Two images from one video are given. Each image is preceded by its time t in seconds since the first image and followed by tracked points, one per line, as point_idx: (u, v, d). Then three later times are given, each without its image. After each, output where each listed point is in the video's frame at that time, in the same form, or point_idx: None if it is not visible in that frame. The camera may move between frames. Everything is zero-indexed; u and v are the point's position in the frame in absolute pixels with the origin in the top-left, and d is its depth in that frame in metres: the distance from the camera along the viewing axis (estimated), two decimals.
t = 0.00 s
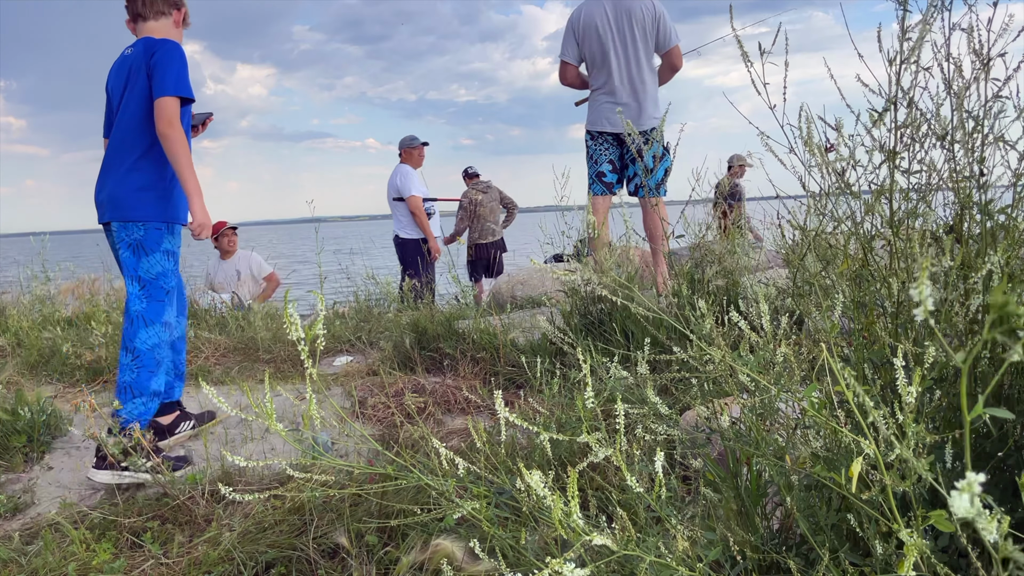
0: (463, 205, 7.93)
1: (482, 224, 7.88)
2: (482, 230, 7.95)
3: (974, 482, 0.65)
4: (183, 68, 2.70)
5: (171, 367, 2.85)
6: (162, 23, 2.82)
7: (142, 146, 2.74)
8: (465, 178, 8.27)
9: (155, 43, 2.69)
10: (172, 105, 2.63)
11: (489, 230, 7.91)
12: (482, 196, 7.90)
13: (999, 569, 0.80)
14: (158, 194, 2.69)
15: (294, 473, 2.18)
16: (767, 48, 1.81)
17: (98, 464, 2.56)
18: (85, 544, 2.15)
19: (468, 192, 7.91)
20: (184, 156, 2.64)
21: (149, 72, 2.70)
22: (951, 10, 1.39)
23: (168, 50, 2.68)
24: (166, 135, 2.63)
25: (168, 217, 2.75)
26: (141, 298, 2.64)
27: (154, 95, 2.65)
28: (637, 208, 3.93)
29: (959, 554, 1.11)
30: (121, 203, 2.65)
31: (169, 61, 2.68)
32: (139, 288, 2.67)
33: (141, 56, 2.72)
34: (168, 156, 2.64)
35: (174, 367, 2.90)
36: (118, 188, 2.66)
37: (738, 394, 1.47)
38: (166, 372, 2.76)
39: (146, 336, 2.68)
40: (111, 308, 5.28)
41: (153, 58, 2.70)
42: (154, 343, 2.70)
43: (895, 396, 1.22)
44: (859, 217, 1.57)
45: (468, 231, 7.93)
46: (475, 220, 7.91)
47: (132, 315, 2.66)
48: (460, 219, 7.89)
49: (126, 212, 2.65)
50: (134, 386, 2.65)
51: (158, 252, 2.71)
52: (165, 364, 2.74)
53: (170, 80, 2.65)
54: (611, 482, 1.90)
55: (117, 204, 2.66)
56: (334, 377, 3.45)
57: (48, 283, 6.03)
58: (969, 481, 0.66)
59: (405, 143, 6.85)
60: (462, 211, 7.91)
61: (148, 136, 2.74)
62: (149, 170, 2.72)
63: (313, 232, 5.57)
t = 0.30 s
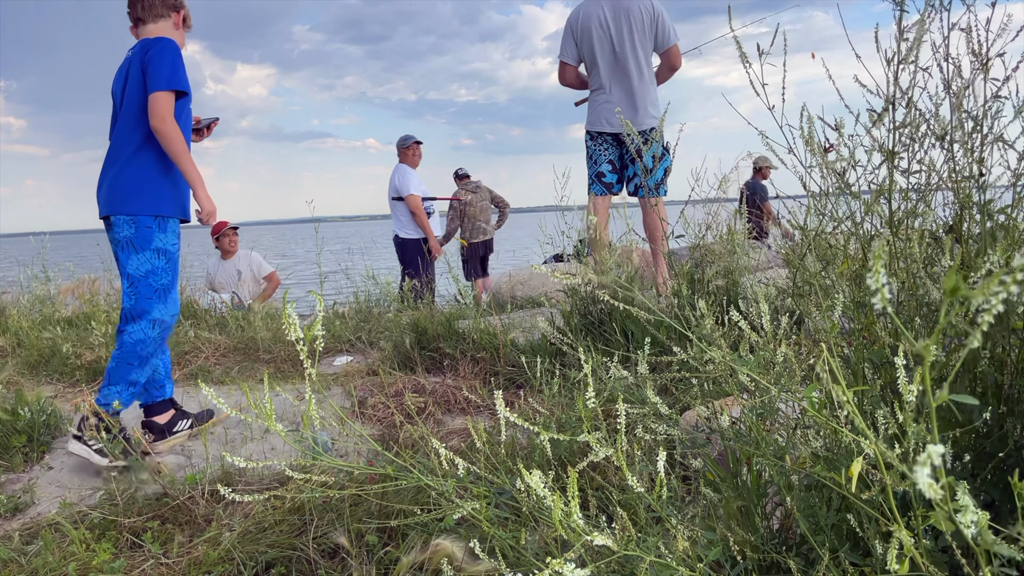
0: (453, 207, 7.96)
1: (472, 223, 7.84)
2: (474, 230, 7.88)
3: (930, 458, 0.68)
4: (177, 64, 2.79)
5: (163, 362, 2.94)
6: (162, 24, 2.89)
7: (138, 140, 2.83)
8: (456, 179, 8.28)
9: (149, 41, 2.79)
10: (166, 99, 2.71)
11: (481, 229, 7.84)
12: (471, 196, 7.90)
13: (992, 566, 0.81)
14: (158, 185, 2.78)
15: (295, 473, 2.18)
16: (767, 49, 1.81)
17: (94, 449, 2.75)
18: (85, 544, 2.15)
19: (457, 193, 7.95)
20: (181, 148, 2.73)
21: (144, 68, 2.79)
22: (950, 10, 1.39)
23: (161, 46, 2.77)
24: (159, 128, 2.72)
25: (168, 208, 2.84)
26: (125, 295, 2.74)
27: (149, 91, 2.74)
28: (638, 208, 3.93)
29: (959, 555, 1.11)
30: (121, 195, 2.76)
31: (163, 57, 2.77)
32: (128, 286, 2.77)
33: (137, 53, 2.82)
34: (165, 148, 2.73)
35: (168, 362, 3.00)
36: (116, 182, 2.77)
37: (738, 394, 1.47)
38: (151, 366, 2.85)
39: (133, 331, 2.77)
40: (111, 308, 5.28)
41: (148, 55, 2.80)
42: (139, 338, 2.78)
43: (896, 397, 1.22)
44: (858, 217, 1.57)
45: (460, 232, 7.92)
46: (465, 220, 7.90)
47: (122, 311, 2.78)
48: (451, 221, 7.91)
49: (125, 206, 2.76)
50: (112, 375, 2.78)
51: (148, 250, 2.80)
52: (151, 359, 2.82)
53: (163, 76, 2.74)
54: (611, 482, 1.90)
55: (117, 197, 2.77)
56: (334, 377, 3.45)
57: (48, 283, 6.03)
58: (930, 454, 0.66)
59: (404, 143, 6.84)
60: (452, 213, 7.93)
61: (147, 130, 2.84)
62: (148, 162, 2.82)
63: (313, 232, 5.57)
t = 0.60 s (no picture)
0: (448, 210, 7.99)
1: (466, 224, 7.84)
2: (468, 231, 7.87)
3: (935, 474, 0.68)
4: (175, 63, 2.79)
5: (161, 362, 2.96)
6: (165, 26, 2.90)
7: (140, 140, 2.84)
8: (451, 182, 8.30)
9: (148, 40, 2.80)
10: (163, 97, 2.71)
11: (475, 230, 7.83)
12: (466, 198, 7.91)
13: (993, 568, 0.81)
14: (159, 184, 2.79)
15: (295, 473, 2.18)
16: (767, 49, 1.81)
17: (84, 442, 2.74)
18: (85, 544, 2.15)
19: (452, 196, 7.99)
20: (175, 146, 2.71)
21: (143, 68, 2.80)
22: (951, 11, 1.39)
23: (160, 45, 2.78)
24: (156, 126, 2.71)
25: (167, 208, 2.84)
26: (122, 296, 2.74)
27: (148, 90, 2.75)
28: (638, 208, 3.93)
29: (959, 555, 1.11)
30: (121, 196, 2.78)
31: (161, 56, 2.77)
32: (126, 286, 2.78)
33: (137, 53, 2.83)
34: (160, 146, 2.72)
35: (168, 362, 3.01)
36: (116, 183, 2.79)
37: (738, 394, 1.47)
38: (146, 365, 2.85)
39: (129, 330, 2.78)
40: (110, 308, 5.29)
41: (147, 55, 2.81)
42: (134, 338, 2.78)
43: (896, 397, 1.22)
44: (858, 217, 1.57)
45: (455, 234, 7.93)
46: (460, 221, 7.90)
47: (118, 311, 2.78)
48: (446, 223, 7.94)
49: (124, 207, 2.78)
50: (104, 372, 2.77)
51: (146, 251, 2.81)
52: (144, 358, 2.82)
53: (160, 74, 2.74)
54: (611, 481, 1.90)
55: (118, 197, 2.79)
56: (334, 377, 3.45)
57: (48, 283, 6.03)
58: (932, 472, 0.68)
59: (404, 143, 6.82)
60: (448, 215, 7.96)
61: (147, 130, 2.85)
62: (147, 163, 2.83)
63: (313, 232, 5.57)
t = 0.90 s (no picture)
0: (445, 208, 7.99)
1: (463, 223, 7.85)
2: (464, 231, 7.89)
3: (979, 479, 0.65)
4: (174, 60, 2.78)
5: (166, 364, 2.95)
6: (171, 25, 2.91)
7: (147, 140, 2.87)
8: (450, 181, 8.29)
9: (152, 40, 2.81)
10: (158, 94, 2.70)
11: (472, 230, 7.84)
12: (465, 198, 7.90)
13: (999, 569, 0.80)
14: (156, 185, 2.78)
15: (295, 473, 2.18)
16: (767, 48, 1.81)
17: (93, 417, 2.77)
18: (85, 544, 2.14)
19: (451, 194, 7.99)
20: (168, 144, 2.69)
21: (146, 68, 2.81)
22: (951, 11, 1.39)
23: (162, 44, 2.78)
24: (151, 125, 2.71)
25: (169, 207, 2.83)
26: (168, 293, 2.84)
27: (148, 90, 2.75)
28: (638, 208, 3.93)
29: (959, 554, 1.11)
30: (127, 197, 2.82)
31: (163, 55, 2.78)
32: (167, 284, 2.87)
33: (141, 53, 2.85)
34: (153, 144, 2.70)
35: (172, 363, 3.00)
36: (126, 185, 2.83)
37: (738, 394, 1.47)
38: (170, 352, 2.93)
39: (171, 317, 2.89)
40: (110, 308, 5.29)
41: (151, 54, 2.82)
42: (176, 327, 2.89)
43: (896, 397, 1.22)
44: (858, 217, 1.57)
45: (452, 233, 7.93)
46: (457, 221, 7.90)
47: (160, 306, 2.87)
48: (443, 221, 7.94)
49: (130, 207, 2.82)
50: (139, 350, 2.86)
51: (178, 249, 2.86)
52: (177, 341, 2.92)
53: (158, 73, 2.74)
54: (611, 481, 1.90)
55: (126, 197, 2.83)
56: (334, 377, 3.45)
57: (47, 283, 6.02)
58: (977, 478, 0.65)
59: (404, 143, 6.84)
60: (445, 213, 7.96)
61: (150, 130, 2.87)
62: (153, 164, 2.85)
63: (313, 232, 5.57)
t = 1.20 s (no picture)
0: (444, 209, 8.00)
1: (461, 223, 7.85)
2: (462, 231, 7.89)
3: (950, 471, 0.67)
4: (188, 62, 2.79)
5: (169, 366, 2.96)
6: (196, 19, 2.92)
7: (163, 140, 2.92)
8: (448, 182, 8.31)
9: (173, 40, 2.84)
10: (165, 97, 2.72)
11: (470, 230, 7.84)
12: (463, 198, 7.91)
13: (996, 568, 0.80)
14: (157, 184, 2.80)
15: (295, 473, 2.18)
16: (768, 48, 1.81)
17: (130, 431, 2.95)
18: (85, 544, 2.14)
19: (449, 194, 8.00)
20: (166, 148, 2.71)
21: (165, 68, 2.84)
22: (953, 11, 1.39)
23: (180, 44, 2.80)
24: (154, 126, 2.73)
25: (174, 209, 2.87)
26: (207, 287, 2.87)
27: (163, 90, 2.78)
28: (638, 208, 3.93)
29: (958, 554, 1.11)
30: (143, 196, 2.89)
31: (178, 55, 2.79)
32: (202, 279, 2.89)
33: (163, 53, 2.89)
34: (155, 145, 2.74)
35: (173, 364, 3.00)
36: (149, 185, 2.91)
37: (738, 394, 1.47)
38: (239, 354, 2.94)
39: (226, 318, 2.93)
40: (110, 308, 5.30)
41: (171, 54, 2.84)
42: (234, 324, 2.94)
43: (895, 397, 1.23)
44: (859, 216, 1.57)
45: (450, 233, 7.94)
46: (455, 221, 7.90)
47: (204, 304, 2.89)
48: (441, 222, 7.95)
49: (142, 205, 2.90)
50: (224, 369, 2.90)
51: (208, 242, 2.88)
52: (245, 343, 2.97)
53: (170, 74, 2.76)
54: (611, 481, 1.90)
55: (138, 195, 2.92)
56: (334, 377, 3.45)
57: (47, 283, 6.02)
58: (949, 467, 0.67)
59: (405, 143, 6.84)
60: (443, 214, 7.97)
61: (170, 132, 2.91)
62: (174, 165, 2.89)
63: (313, 232, 5.57)
